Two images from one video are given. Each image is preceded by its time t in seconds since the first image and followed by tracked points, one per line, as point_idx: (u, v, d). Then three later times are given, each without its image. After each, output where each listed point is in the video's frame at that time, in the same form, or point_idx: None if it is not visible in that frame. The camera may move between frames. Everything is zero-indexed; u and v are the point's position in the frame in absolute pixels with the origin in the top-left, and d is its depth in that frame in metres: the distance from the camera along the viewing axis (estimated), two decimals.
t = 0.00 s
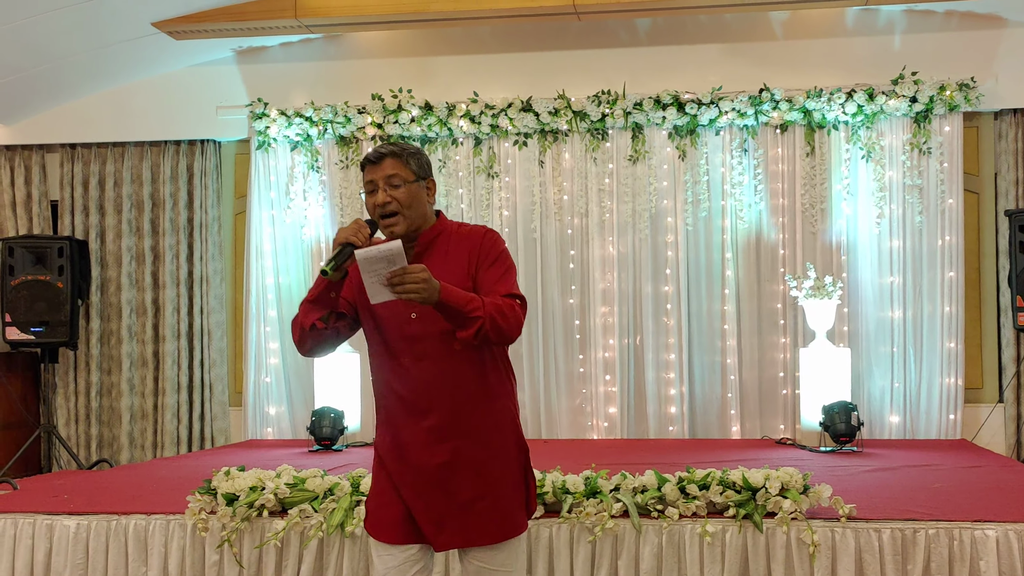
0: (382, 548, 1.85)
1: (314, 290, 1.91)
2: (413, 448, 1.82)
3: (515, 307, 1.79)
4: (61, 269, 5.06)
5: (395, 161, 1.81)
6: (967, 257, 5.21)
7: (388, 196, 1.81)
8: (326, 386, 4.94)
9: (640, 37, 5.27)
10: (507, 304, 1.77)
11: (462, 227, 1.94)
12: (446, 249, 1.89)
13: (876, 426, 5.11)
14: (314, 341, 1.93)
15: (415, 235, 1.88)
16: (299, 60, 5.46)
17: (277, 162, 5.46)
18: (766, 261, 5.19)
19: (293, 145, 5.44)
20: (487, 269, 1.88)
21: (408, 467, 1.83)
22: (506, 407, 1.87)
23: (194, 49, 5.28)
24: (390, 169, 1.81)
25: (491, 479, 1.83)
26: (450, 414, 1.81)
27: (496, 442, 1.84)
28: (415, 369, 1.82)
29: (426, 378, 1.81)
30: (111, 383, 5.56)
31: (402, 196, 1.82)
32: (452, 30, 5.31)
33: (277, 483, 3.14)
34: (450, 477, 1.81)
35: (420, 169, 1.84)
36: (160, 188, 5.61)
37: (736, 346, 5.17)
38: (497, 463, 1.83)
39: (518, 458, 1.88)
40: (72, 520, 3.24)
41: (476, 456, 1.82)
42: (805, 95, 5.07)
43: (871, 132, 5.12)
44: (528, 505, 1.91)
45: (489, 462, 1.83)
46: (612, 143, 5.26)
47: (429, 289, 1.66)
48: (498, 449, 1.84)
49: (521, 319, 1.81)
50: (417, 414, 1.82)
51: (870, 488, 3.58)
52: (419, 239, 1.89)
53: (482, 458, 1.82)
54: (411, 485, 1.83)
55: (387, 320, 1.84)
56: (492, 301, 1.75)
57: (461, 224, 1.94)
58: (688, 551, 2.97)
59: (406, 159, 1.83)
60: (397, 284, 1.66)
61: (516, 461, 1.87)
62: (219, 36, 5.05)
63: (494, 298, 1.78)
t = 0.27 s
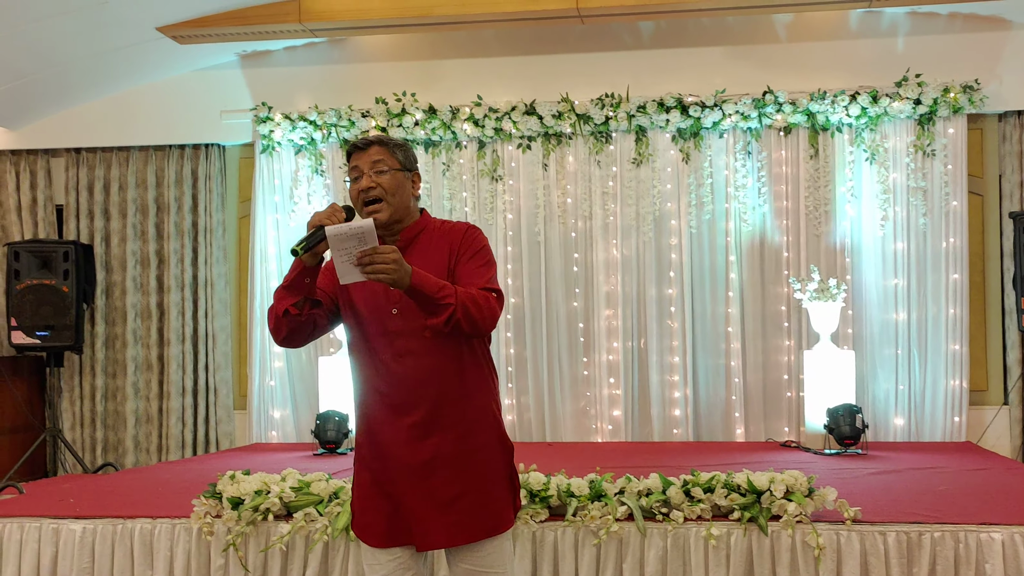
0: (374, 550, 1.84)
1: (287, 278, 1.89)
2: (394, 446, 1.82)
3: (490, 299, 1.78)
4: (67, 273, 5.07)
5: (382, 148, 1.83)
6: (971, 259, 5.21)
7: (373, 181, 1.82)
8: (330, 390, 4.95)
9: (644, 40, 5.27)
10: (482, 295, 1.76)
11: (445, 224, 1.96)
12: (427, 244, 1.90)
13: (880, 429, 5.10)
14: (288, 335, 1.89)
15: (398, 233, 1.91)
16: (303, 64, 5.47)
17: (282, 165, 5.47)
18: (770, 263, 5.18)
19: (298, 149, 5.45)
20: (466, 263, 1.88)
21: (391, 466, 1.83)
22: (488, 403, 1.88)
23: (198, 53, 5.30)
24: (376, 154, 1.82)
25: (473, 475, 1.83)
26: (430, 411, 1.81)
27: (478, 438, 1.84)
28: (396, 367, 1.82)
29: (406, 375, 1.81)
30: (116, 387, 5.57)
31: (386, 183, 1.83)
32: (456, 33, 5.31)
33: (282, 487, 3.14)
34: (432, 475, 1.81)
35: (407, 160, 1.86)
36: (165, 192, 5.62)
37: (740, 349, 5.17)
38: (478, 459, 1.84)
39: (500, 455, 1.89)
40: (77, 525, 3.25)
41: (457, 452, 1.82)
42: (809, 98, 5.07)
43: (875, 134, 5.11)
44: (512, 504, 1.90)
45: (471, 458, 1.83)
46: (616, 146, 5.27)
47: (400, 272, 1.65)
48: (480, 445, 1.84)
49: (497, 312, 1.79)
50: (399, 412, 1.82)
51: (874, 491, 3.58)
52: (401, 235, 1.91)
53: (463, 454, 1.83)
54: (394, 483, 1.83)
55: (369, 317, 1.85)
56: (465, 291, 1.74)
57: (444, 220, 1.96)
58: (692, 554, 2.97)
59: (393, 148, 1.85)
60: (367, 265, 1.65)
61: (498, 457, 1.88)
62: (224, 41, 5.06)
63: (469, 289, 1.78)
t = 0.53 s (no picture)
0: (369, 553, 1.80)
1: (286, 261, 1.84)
2: (383, 444, 1.77)
3: (483, 293, 1.74)
4: (78, 275, 5.10)
5: (391, 145, 1.79)
6: (983, 262, 5.19)
7: (379, 176, 1.77)
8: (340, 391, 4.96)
9: (654, 43, 5.27)
10: (476, 288, 1.72)
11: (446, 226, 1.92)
12: (426, 241, 1.87)
13: (890, 432, 5.08)
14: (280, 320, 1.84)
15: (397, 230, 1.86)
16: (313, 67, 5.48)
17: (292, 168, 5.48)
18: (780, 266, 5.16)
19: (308, 151, 5.47)
20: (464, 261, 1.85)
21: (376, 464, 1.77)
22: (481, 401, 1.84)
23: (209, 56, 5.32)
24: (386, 151, 1.78)
25: (464, 475, 1.78)
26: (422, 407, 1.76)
27: (470, 437, 1.80)
28: (388, 362, 1.77)
29: (398, 370, 1.76)
30: (127, 388, 5.59)
31: (393, 180, 1.78)
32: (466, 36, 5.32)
33: (292, 488, 3.15)
34: (422, 473, 1.75)
35: (415, 160, 1.82)
36: (176, 194, 5.64)
37: (750, 352, 5.15)
38: (470, 457, 1.79)
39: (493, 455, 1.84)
40: (89, 526, 3.26)
41: (446, 452, 1.77)
42: (819, 100, 5.06)
43: (886, 137, 5.11)
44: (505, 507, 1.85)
45: (462, 456, 1.79)
46: (626, 148, 5.27)
47: (397, 255, 1.62)
48: (472, 444, 1.80)
49: (490, 307, 1.76)
50: (389, 408, 1.77)
51: (885, 494, 3.57)
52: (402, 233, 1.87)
53: (454, 453, 1.78)
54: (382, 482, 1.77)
55: (363, 311, 1.81)
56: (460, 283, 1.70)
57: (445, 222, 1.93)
58: (702, 557, 2.97)
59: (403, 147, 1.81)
60: (363, 244, 1.62)
61: (490, 457, 1.83)
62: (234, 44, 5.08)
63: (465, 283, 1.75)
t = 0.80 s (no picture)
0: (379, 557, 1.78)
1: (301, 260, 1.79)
2: (387, 446, 1.73)
3: (497, 299, 1.71)
4: (94, 277, 5.12)
5: (413, 150, 1.78)
6: (998, 265, 5.17)
7: (399, 182, 1.76)
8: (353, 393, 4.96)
9: (668, 45, 5.27)
10: (491, 294, 1.69)
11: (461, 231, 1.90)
12: (440, 246, 1.84)
13: (905, 436, 5.06)
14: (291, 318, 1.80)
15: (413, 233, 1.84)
16: (328, 69, 5.50)
17: (306, 170, 5.49)
18: (794, 269, 5.15)
19: (322, 154, 5.47)
20: (478, 267, 1.82)
21: (377, 466, 1.74)
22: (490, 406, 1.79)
23: (224, 59, 5.34)
24: (407, 156, 1.76)
25: (469, 480, 1.73)
26: (428, 410, 1.72)
27: (477, 441, 1.76)
28: (395, 364, 1.74)
29: (405, 372, 1.73)
30: (141, 390, 5.61)
31: (413, 186, 1.77)
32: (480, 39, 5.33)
33: (306, 491, 3.15)
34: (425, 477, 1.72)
35: (435, 167, 1.81)
36: (191, 197, 5.66)
37: (764, 355, 5.15)
38: (476, 462, 1.75)
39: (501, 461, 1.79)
40: (105, 526, 3.27)
41: (451, 456, 1.73)
42: (834, 103, 5.04)
43: (901, 139, 5.08)
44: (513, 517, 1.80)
45: (467, 461, 1.74)
46: (639, 151, 5.26)
47: (414, 255, 1.60)
48: (478, 448, 1.75)
49: (504, 315, 1.72)
50: (394, 411, 1.74)
51: (901, 499, 3.56)
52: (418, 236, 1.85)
53: (460, 457, 1.74)
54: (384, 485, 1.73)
55: (373, 313, 1.78)
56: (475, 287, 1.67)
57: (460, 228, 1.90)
58: (716, 560, 2.95)
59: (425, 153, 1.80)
60: (382, 243, 1.61)
61: (497, 462, 1.78)
62: (250, 46, 5.10)
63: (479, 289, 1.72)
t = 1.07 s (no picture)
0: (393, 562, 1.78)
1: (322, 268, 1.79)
2: (402, 452, 1.73)
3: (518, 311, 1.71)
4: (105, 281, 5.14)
5: (437, 158, 1.76)
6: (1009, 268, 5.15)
7: (421, 191, 1.76)
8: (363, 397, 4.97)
9: (677, 49, 5.27)
10: (511, 306, 1.69)
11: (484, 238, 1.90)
12: (461, 255, 1.85)
13: (916, 439, 5.04)
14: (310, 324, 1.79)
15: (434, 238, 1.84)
16: (339, 74, 5.52)
17: (316, 174, 5.51)
18: (805, 272, 5.14)
19: (332, 158, 5.49)
20: (498, 277, 1.82)
21: (390, 472, 1.74)
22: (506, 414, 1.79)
23: (235, 64, 5.36)
24: (431, 165, 1.76)
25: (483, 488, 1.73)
26: (444, 418, 1.72)
27: (492, 450, 1.75)
28: (411, 371, 1.74)
29: (422, 380, 1.73)
30: (152, 394, 5.62)
31: (435, 195, 1.77)
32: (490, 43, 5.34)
33: (317, 494, 3.16)
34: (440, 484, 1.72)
35: (460, 175, 1.80)
36: (201, 201, 5.68)
37: (774, 358, 5.14)
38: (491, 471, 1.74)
39: (516, 470, 1.79)
40: (116, 530, 3.28)
41: (466, 464, 1.73)
42: (844, 106, 5.04)
43: (912, 142, 5.07)
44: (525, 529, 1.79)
45: (482, 469, 1.74)
46: (649, 155, 5.26)
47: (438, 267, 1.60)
48: (493, 457, 1.75)
49: (525, 326, 1.72)
50: (411, 418, 1.74)
51: (913, 502, 3.55)
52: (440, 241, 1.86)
53: (475, 464, 1.74)
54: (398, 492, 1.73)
55: (391, 320, 1.78)
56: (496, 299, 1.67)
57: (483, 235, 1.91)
58: (726, 563, 2.93)
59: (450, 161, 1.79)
60: (405, 254, 1.60)
61: (512, 471, 1.78)
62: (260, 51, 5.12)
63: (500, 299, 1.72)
